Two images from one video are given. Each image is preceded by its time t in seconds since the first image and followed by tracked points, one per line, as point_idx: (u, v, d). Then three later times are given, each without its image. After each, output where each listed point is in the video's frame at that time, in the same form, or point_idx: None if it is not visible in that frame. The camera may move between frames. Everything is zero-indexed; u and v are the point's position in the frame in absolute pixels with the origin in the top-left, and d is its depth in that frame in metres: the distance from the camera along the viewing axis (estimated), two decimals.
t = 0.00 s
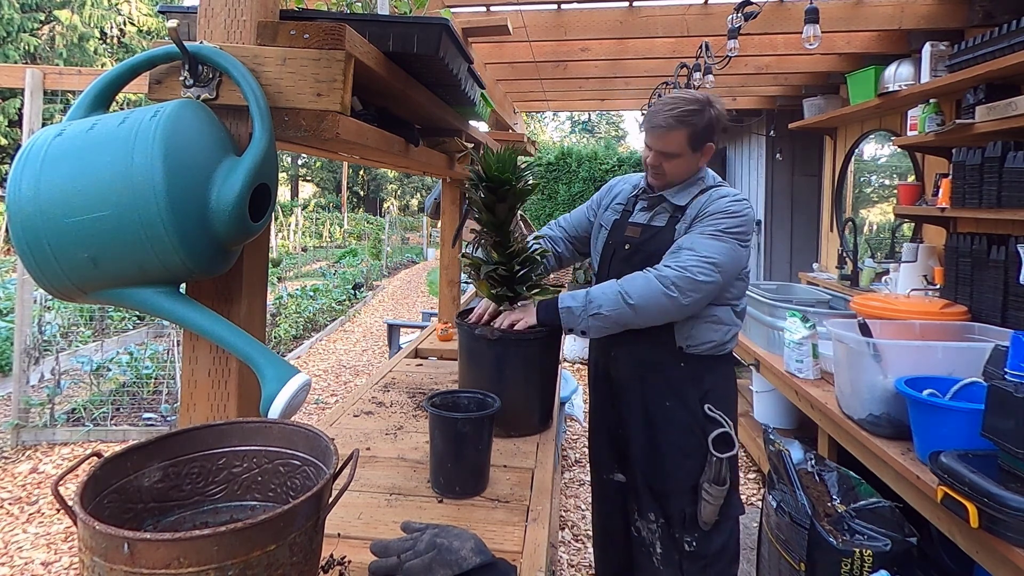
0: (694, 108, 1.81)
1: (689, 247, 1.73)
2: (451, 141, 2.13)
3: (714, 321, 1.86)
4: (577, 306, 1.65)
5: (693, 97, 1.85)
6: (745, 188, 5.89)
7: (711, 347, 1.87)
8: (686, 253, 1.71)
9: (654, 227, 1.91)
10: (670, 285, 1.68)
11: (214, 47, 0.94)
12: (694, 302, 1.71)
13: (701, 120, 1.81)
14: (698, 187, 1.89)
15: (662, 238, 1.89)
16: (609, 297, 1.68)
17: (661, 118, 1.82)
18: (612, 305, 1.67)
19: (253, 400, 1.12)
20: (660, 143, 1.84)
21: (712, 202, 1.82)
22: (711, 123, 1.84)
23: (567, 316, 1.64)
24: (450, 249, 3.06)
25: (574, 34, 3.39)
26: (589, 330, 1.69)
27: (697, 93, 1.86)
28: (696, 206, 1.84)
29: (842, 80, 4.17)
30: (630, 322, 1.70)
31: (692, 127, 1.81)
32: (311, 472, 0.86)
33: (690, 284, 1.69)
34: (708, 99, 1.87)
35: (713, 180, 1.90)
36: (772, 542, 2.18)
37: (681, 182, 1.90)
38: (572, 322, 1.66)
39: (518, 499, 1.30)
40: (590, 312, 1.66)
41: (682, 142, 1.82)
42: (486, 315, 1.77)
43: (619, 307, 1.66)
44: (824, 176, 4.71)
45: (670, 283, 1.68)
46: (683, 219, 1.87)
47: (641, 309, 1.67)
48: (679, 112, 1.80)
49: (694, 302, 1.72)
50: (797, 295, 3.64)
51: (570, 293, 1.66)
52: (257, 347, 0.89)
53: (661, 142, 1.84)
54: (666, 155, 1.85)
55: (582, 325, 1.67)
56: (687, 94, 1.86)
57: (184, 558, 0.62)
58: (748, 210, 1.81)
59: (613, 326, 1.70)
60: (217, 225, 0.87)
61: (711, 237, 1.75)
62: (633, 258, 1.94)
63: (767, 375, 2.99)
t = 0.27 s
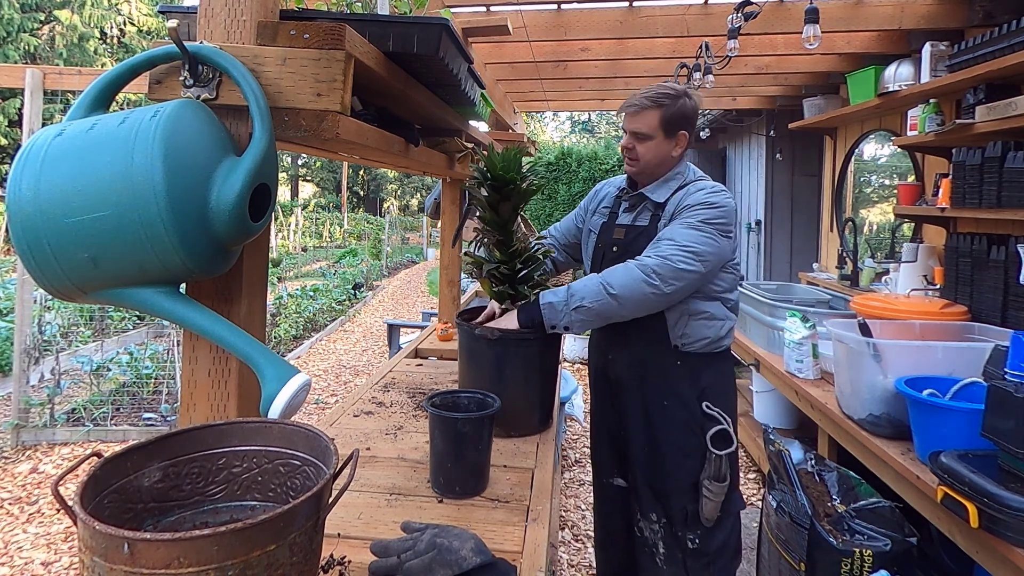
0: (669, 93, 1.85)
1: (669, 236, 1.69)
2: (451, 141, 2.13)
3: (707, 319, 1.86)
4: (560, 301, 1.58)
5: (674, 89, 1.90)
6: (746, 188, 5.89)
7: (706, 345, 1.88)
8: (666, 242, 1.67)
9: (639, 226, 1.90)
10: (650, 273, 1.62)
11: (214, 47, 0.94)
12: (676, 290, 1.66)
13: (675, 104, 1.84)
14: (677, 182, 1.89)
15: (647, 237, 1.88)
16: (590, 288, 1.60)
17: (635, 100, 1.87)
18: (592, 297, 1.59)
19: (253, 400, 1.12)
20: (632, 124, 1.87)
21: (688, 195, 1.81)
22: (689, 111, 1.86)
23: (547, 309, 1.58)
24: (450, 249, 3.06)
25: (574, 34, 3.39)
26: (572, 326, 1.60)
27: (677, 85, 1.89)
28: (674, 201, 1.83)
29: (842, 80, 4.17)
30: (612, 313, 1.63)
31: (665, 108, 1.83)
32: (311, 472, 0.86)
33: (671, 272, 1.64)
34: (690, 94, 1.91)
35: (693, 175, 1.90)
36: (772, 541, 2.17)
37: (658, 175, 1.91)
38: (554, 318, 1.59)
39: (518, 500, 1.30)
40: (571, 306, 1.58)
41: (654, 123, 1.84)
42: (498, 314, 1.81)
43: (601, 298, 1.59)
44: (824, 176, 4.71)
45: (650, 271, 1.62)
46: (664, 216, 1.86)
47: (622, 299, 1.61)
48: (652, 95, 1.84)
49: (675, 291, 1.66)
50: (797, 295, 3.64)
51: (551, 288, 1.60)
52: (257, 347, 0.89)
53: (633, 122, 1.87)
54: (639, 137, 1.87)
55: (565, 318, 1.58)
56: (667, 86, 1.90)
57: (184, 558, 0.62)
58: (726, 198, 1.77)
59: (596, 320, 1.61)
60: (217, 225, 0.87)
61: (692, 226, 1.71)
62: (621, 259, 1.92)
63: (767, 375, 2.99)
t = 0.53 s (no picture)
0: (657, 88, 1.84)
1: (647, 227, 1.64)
2: (451, 141, 2.13)
3: (694, 318, 1.85)
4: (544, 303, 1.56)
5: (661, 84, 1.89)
6: (746, 188, 5.89)
7: (694, 344, 1.86)
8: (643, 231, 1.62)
9: (625, 226, 1.89)
10: (627, 261, 1.56)
11: (214, 47, 0.94)
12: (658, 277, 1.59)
13: (660, 98, 1.83)
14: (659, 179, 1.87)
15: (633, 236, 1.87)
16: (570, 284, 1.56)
17: (621, 95, 1.86)
18: (572, 291, 1.53)
19: (253, 400, 1.12)
20: (617, 118, 1.87)
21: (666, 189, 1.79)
22: (675, 106, 1.85)
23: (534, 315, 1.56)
24: (450, 249, 3.06)
25: (574, 34, 3.39)
26: (559, 326, 1.55)
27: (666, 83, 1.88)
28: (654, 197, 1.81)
29: (842, 80, 4.17)
30: (597, 308, 1.55)
31: (650, 102, 1.82)
32: (311, 472, 0.86)
33: (649, 258, 1.57)
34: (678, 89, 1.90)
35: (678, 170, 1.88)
36: (772, 541, 2.18)
37: (644, 170, 1.90)
38: (542, 321, 1.56)
39: (518, 499, 1.30)
40: (553, 304, 1.54)
41: (639, 117, 1.84)
42: (505, 308, 1.84)
43: (581, 291, 1.53)
44: (824, 176, 4.71)
45: (627, 258, 1.56)
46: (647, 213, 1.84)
47: (602, 289, 1.54)
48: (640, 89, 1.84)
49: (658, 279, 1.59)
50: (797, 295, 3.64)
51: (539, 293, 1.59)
52: (257, 347, 0.89)
53: (618, 116, 1.87)
54: (626, 131, 1.87)
55: (550, 319, 1.54)
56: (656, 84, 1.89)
57: (184, 558, 0.62)
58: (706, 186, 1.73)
59: (584, 316, 1.55)
60: (217, 225, 0.87)
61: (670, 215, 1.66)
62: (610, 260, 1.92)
63: (767, 375, 2.99)
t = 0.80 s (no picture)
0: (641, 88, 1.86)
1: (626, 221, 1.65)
2: (451, 141, 2.13)
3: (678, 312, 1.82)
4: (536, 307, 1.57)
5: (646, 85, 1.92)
6: (746, 188, 5.89)
7: (680, 339, 1.84)
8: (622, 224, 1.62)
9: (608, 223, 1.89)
10: (607, 254, 1.56)
11: (214, 47, 0.94)
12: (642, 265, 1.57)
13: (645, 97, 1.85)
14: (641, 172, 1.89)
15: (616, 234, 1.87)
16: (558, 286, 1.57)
17: (607, 93, 1.89)
18: (559, 292, 1.54)
19: (253, 400, 1.12)
20: (604, 116, 1.89)
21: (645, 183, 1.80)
22: (661, 106, 1.87)
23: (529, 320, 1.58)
24: (450, 249, 3.06)
25: (574, 34, 3.39)
26: (554, 329, 1.55)
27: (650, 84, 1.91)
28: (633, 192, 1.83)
29: (842, 80, 4.17)
30: (587, 305, 1.54)
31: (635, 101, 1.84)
32: (311, 472, 0.86)
33: (629, 247, 1.56)
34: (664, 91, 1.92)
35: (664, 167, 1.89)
36: (772, 541, 2.18)
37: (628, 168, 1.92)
38: (538, 325, 1.57)
39: (518, 499, 1.30)
40: (544, 308, 1.55)
41: (625, 115, 1.86)
42: (503, 313, 1.83)
43: (568, 292, 1.52)
44: (825, 176, 4.71)
45: (606, 252, 1.56)
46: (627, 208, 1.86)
47: (589, 286, 1.53)
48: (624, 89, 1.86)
49: (643, 267, 1.58)
50: (797, 295, 3.63)
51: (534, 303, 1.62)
52: (257, 347, 0.89)
53: (604, 114, 1.89)
54: (611, 129, 1.89)
55: (544, 324, 1.55)
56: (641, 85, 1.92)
57: (184, 558, 0.62)
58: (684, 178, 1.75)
59: (576, 316, 1.54)
60: (217, 225, 0.87)
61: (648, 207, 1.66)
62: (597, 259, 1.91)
63: (767, 375, 2.99)
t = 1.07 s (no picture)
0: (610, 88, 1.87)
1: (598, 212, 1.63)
2: (451, 142, 2.13)
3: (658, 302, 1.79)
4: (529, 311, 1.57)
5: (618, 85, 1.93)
6: (746, 188, 5.89)
7: (663, 328, 1.81)
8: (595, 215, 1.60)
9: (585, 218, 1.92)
10: (583, 247, 1.53)
11: (214, 47, 0.94)
12: (622, 252, 1.53)
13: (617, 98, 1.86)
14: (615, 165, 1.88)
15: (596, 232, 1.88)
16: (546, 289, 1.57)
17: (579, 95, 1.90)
18: (545, 294, 1.53)
19: (253, 400, 1.12)
20: (576, 118, 1.91)
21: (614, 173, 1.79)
22: (633, 105, 1.88)
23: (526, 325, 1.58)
24: (450, 249, 3.06)
25: (574, 34, 3.39)
26: (550, 330, 1.55)
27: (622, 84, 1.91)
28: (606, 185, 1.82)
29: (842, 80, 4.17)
30: (576, 302, 1.52)
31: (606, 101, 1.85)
32: (311, 472, 0.86)
33: (604, 236, 1.53)
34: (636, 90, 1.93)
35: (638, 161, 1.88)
36: (772, 541, 2.17)
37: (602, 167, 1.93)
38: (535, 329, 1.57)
39: (518, 499, 1.30)
40: (535, 312, 1.55)
41: (596, 116, 1.87)
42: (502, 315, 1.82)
43: (553, 293, 1.52)
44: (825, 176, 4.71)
45: (582, 245, 1.53)
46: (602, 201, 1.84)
47: (572, 283, 1.51)
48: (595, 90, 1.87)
49: (622, 253, 1.53)
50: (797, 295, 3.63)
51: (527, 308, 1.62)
52: (257, 347, 0.89)
53: (577, 116, 1.91)
54: (585, 130, 1.90)
55: (539, 327, 1.55)
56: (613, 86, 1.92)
57: (184, 558, 0.62)
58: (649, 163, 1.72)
59: (568, 315, 1.54)
60: (217, 225, 0.87)
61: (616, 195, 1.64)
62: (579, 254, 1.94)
63: (767, 375, 2.99)
